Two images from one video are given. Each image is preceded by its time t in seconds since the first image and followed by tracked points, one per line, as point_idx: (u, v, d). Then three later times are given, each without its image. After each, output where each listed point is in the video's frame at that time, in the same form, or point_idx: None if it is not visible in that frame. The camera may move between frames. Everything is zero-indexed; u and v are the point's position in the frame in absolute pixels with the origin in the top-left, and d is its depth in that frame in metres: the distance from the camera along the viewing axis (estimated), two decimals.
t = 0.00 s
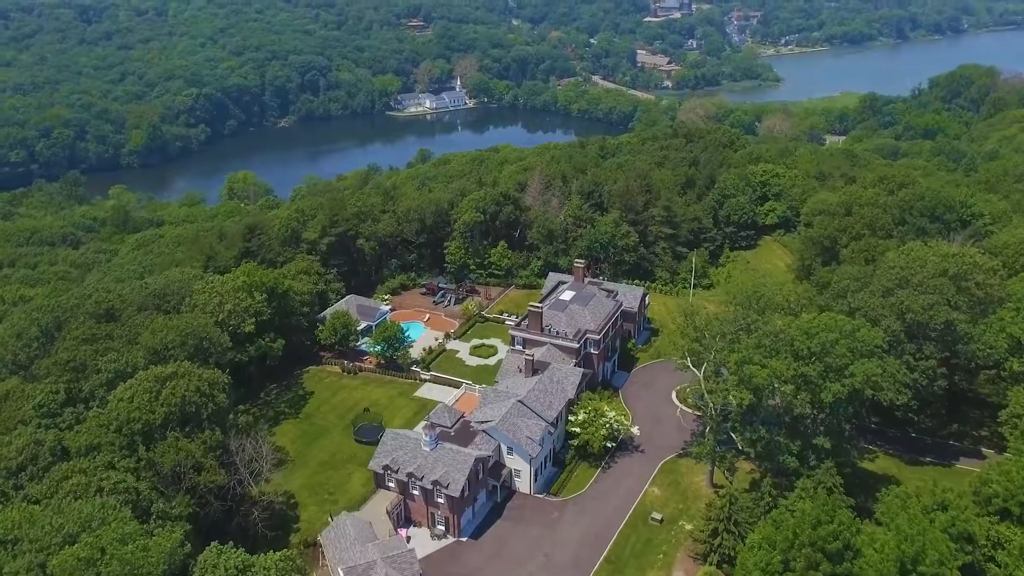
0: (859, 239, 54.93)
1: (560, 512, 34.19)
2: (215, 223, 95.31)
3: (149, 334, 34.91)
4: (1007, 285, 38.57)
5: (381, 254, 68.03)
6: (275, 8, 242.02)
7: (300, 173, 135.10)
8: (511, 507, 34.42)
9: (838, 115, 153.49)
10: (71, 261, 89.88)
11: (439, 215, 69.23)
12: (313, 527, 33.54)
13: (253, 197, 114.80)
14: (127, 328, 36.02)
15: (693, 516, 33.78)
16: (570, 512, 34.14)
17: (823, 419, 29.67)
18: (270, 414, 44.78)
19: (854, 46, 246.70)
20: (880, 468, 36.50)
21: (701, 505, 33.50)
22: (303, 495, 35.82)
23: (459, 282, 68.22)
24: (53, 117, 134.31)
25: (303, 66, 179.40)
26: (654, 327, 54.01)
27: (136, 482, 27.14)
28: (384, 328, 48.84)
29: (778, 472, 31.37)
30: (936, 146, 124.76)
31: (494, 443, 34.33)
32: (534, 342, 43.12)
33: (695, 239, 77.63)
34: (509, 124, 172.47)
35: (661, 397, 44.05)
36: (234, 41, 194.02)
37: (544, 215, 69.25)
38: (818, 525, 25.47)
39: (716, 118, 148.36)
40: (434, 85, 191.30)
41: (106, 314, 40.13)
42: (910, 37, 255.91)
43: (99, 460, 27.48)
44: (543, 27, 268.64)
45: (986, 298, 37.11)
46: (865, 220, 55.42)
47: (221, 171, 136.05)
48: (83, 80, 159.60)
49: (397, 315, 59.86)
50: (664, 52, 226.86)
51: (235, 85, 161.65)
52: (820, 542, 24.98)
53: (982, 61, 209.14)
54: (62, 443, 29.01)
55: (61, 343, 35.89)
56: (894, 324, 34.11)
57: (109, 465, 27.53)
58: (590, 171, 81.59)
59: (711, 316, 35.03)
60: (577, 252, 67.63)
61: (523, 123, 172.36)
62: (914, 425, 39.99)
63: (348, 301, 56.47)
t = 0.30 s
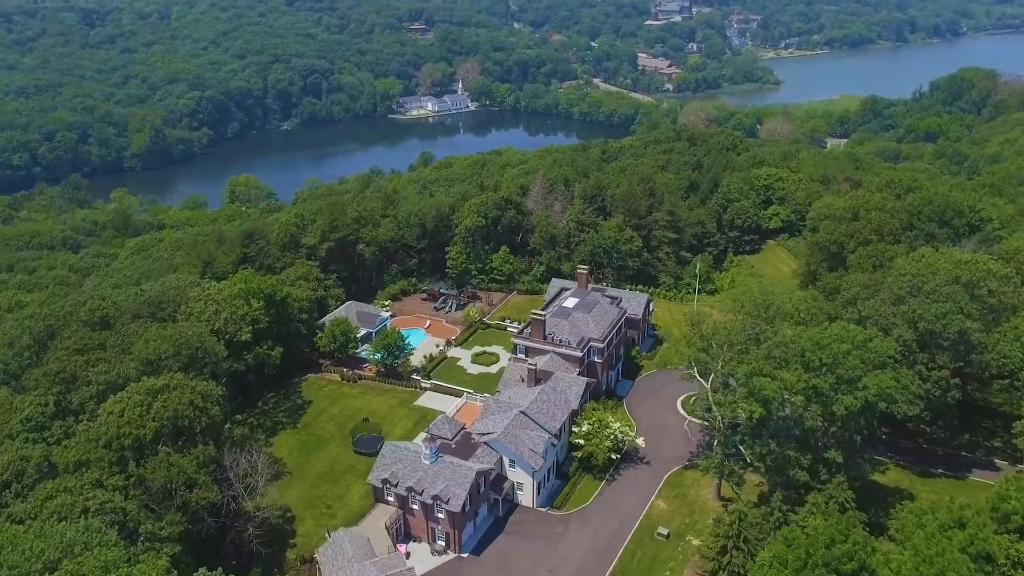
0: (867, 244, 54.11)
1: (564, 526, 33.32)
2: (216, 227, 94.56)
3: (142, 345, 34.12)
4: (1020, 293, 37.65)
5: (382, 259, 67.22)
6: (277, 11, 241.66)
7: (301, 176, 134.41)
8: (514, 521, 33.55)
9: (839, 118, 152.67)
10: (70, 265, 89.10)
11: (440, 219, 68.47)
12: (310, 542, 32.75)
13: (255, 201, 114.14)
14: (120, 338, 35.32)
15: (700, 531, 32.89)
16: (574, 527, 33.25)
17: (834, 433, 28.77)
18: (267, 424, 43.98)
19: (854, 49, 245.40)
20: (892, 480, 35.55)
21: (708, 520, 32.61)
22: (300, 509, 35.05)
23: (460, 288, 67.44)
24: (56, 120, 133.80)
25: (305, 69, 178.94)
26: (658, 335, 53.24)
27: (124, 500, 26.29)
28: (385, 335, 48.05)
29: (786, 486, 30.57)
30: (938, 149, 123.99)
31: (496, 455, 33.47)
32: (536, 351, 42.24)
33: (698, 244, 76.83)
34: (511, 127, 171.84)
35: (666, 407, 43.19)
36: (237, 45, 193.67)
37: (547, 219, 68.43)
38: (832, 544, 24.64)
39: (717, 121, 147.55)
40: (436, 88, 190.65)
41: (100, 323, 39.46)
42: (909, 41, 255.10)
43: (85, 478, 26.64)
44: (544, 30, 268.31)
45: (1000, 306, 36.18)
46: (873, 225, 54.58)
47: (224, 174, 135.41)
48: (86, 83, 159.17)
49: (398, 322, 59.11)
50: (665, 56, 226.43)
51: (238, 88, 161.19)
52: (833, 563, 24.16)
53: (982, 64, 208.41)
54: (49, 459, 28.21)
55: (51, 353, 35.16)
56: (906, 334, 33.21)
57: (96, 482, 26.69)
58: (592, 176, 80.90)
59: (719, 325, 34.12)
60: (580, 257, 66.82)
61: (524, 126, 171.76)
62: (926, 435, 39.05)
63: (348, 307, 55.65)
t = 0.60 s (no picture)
0: (870, 249, 53.42)
1: (565, 541, 32.48)
2: (213, 232, 93.65)
3: (129, 357, 33.19)
4: None
5: (379, 265, 66.33)
6: (275, 15, 241.09)
7: (299, 179, 133.58)
8: (513, 536, 32.68)
9: (835, 121, 152.12)
10: (66, 271, 88.16)
11: (437, 224, 67.63)
12: (304, 560, 32.00)
13: (253, 205, 113.37)
14: (108, 349, 34.45)
15: (706, 546, 32.06)
16: (575, 542, 32.43)
17: (843, 446, 27.95)
18: (261, 435, 43.11)
19: (849, 52, 245.01)
20: (899, 492, 34.69)
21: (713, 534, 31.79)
22: (294, 524, 34.32)
23: (458, 294, 66.62)
24: (55, 124, 132.78)
25: (303, 73, 178.32)
26: (659, 341, 52.67)
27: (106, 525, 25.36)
28: (381, 344, 47.20)
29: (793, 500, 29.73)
30: (935, 152, 123.64)
31: (495, 469, 32.67)
32: (536, 360, 41.33)
33: (698, 249, 76.08)
34: (509, 130, 171.27)
35: (668, 417, 42.38)
36: (236, 49, 192.89)
37: (545, 224, 67.60)
38: (843, 565, 24.00)
39: (714, 124, 146.90)
40: (434, 92, 190.00)
41: (89, 332, 38.65)
42: (903, 44, 255.09)
43: (67, 500, 25.77)
44: (542, 34, 268.18)
45: (1010, 313, 35.33)
46: (876, 229, 53.88)
47: (222, 178, 134.56)
48: (84, 87, 158.27)
49: (395, 329, 58.25)
50: (662, 59, 226.16)
51: (237, 92, 160.44)
52: None
53: (976, 67, 208.34)
54: (30, 479, 27.38)
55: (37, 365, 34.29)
56: (914, 343, 32.38)
57: (79, 504, 25.83)
58: (591, 180, 80.22)
59: (723, 335, 33.37)
60: (580, 263, 66.03)
61: (522, 130, 171.21)
62: (932, 444, 38.21)
63: (344, 314, 54.78)
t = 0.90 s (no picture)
0: (865, 253, 53.12)
1: (560, 557, 31.65)
2: (201, 238, 92.30)
3: (108, 374, 32.08)
4: None
5: (367, 272, 65.32)
6: (264, 19, 239.62)
7: (288, 184, 132.29)
8: (507, 553, 31.83)
9: (822, 123, 152.34)
10: (51, 279, 86.53)
11: (427, 230, 66.73)
12: None
13: (242, 211, 112.15)
14: (88, 363, 33.36)
15: (703, 562, 31.34)
16: (571, 558, 31.60)
17: (845, 460, 27.25)
18: (247, 448, 42.09)
19: (834, 55, 246.35)
20: (900, 503, 34.04)
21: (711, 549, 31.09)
22: (280, 543, 33.44)
23: (448, 300, 65.70)
24: (42, 129, 130.67)
25: (293, 77, 177.01)
26: (652, 348, 52.32)
27: (81, 553, 24.34)
28: (370, 353, 46.24)
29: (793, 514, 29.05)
30: (921, 154, 124.08)
31: (487, 485, 31.86)
32: (529, 370, 40.50)
33: (690, 253, 75.64)
34: (498, 133, 170.79)
35: (663, 427, 41.70)
36: (225, 53, 191.37)
37: (536, 229, 66.86)
38: None
39: (702, 127, 146.71)
40: (423, 95, 189.10)
41: (70, 346, 37.55)
42: (887, 46, 256.74)
43: (39, 527, 24.82)
44: (530, 38, 268.15)
45: (1009, 319, 34.86)
46: (870, 233, 53.54)
47: (212, 183, 133.17)
48: (73, 92, 156.33)
49: (384, 338, 57.32)
50: (649, 62, 226.43)
51: (226, 96, 158.99)
52: None
53: (959, 69, 209.81)
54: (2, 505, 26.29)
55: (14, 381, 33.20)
56: (915, 351, 31.82)
57: (52, 531, 24.86)
58: (582, 184, 79.59)
59: (721, 344, 32.70)
60: (572, 269, 65.36)
61: (511, 133, 170.70)
62: (931, 452, 37.66)
63: (332, 323, 53.75)
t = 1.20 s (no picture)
0: (858, 258, 52.78)
1: None
2: (187, 245, 90.92)
3: (84, 392, 30.81)
4: None
5: (354, 280, 64.21)
6: (250, 24, 237.89)
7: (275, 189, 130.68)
8: (500, 572, 30.92)
9: (806, 125, 152.34)
10: (33, 288, 84.82)
11: (415, 237, 65.68)
12: None
13: (229, 217, 110.65)
14: (64, 380, 32.13)
15: None
16: None
17: (846, 474, 26.54)
18: (232, 464, 40.95)
19: (815, 57, 247.84)
20: (899, 515, 33.37)
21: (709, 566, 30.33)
22: (265, 563, 32.66)
23: (437, 308, 64.79)
24: (26, 135, 128.47)
25: (279, 82, 175.63)
26: (644, 356, 51.86)
27: None
28: (357, 365, 45.24)
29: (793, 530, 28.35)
30: (905, 156, 124.52)
31: (479, 502, 30.96)
32: (520, 381, 39.57)
33: (680, 258, 75.07)
34: (485, 136, 170.09)
35: (657, 438, 40.95)
36: (211, 58, 189.60)
37: (525, 235, 66.03)
38: None
39: (688, 130, 146.34)
40: (410, 99, 188.10)
41: (47, 360, 36.33)
42: (867, 50, 258.92)
43: (6, 560, 23.84)
44: (516, 42, 267.90)
45: (1008, 326, 34.34)
46: (862, 238, 53.19)
47: (199, 188, 131.50)
48: (58, 98, 154.20)
49: (371, 347, 56.28)
50: (635, 65, 226.64)
51: (213, 101, 157.31)
52: None
53: (940, 71, 211.72)
54: None
55: None
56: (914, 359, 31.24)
57: (20, 564, 23.84)
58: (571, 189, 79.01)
59: (717, 355, 32.09)
60: (562, 276, 64.57)
61: (498, 136, 170.03)
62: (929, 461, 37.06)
63: (318, 333, 52.66)
